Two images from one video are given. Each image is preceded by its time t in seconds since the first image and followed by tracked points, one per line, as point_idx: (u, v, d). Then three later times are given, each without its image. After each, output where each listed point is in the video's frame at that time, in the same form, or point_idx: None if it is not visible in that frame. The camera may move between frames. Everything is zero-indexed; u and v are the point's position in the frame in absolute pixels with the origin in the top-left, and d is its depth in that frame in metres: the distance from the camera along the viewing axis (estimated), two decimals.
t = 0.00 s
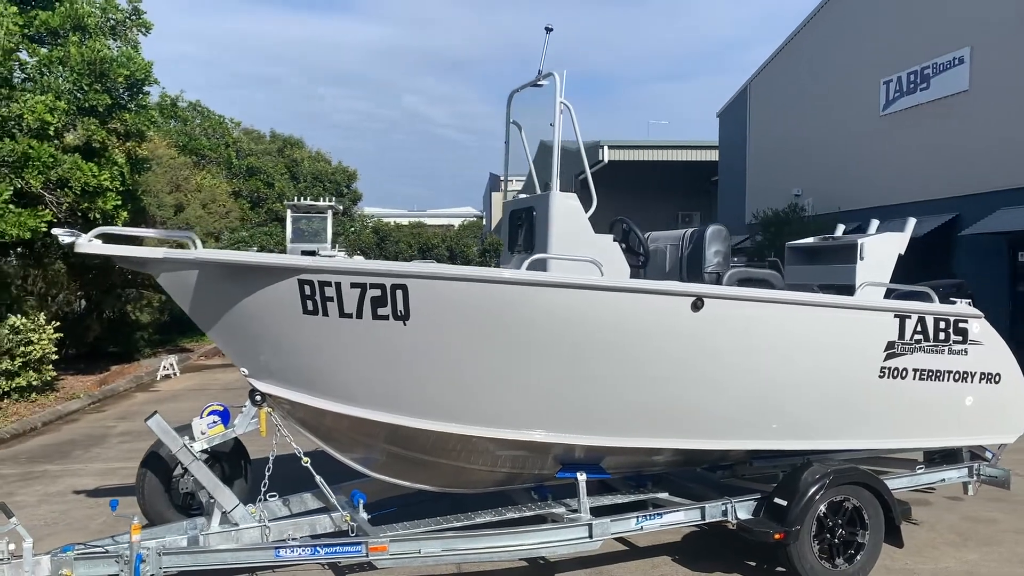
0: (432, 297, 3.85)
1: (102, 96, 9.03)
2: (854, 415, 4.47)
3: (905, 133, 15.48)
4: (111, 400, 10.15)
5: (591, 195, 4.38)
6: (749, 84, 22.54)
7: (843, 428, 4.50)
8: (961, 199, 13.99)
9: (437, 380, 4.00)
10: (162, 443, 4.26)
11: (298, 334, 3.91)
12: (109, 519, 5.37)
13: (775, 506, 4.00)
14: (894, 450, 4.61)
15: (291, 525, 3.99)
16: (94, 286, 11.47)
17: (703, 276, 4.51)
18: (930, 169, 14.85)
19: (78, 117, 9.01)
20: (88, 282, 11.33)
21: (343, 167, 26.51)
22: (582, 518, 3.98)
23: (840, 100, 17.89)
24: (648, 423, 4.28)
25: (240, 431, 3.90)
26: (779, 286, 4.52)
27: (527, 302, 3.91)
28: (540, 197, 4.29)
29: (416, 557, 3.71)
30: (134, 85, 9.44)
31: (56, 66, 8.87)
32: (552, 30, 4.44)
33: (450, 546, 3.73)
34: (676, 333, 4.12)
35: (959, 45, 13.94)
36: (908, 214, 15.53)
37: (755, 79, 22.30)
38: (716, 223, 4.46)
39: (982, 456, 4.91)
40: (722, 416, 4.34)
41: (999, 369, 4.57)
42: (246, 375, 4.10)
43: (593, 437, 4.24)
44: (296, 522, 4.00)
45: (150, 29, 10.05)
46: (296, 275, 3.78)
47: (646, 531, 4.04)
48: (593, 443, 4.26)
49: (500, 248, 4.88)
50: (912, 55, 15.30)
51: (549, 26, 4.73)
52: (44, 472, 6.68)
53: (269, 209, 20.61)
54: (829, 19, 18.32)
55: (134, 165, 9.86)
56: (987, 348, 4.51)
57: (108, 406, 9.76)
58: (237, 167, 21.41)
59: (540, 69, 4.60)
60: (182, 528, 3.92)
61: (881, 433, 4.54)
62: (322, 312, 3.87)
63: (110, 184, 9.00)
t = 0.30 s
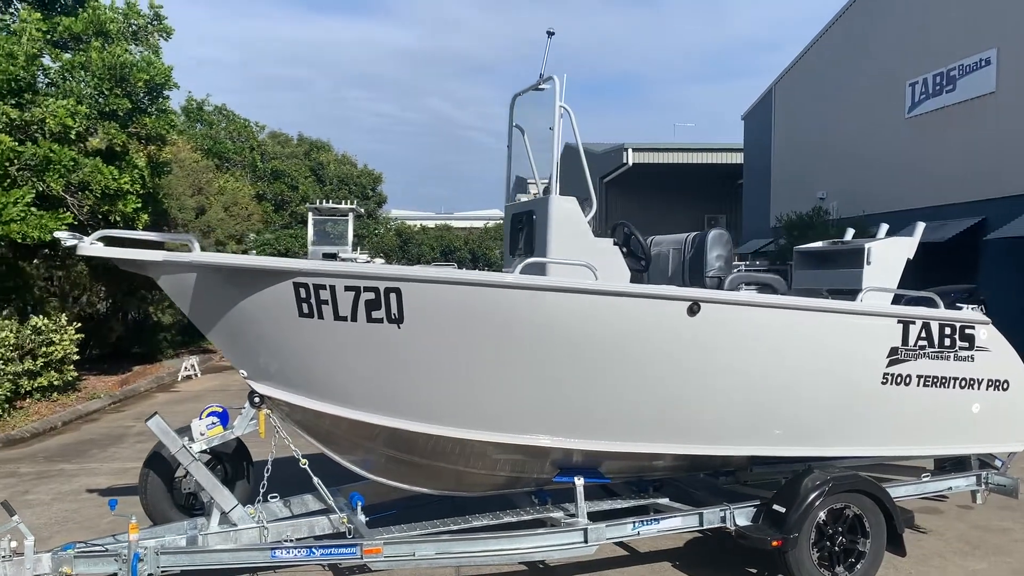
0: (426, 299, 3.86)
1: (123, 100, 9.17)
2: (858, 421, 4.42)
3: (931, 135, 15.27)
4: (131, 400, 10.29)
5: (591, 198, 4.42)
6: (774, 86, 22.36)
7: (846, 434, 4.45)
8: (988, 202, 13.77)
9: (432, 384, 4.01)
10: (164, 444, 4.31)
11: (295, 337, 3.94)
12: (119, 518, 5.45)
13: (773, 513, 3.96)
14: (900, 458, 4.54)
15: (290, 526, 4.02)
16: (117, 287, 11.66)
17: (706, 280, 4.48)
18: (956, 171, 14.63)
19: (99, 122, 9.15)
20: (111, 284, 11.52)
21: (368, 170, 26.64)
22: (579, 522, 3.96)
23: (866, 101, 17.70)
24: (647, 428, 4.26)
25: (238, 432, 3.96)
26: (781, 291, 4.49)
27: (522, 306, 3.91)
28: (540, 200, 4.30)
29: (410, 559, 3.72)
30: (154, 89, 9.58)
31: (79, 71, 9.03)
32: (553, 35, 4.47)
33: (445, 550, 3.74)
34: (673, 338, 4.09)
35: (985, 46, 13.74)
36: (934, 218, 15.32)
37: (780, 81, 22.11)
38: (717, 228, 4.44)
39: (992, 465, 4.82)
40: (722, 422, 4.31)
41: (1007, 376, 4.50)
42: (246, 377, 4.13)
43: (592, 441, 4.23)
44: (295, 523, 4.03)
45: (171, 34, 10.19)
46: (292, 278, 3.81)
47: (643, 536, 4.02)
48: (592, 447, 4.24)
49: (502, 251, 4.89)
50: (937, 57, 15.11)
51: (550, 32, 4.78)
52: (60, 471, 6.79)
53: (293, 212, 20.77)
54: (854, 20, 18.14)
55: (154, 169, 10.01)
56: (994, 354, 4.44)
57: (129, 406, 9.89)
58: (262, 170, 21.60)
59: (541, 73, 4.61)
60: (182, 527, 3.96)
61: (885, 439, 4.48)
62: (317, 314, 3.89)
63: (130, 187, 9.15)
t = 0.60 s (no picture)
0: (418, 300, 3.87)
1: (142, 103, 9.27)
2: (859, 426, 4.37)
3: (958, 137, 15.04)
4: (151, 399, 10.42)
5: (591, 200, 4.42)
6: (800, 87, 22.15)
7: (848, 438, 4.40)
8: (1014, 205, 13.54)
9: (426, 385, 4.02)
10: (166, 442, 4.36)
11: (291, 337, 3.97)
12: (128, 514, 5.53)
13: (770, 518, 3.93)
14: (903, 463, 4.48)
15: (287, 524, 4.06)
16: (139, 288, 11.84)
17: (706, 282, 4.45)
18: (983, 174, 14.40)
19: (119, 125, 9.26)
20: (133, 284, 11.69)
21: (393, 172, 26.73)
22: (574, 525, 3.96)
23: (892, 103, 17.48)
24: (646, 431, 4.25)
25: (237, 431, 4.01)
26: (782, 294, 4.45)
27: (514, 309, 3.90)
28: (539, 203, 4.31)
29: (403, 560, 3.74)
30: (173, 92, 9.69)
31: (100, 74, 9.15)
32: (554, 37, 4.47)
33: (437, 550, 3.75)
34: (668, 341, 4.06)
35: (1012, 47, 13.52)
36: (960, 220, 15.09)
37: (805, 83, 21.90)
38: (718, 231, 4.42)
39: (1000, 471, 4.74)
40: (721, 426, 4.28)
41: (1013, 381, 4.42)
42: (245, 377, 4.17)
43: (589, 443, 4.22)
44: (292, 522, 4.07)
45: (191, 37, 10.29)
46: (286, 279, 3.83)
47: (638, 540, 4.01)
48: (589, 450, 4.23)
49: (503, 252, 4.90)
50: (964, 57, 14.89)
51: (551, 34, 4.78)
52: (75, 468, 6.90)
53: (317, 213, 20.90)
54: (880, 20, 17.92)
55: (173, 171, 10.13)
56: (1000, 359, 4.36)
57: (148, 404, 10.02)
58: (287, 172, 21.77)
59: (542, 74, 4.60)
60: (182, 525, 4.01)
61: (887, 444, 4.43)
62: (311, 315, 3.91)
63: (150, 188, 9.28)
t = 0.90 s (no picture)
0: (415, 299, 3.89)
1: (166, 104, 9.41)
2: (863, 427, 4.32)
3: (989, 134, 14.78)
4: (176, 396, 10.57)
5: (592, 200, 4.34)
6: (829, 85, 21.90)
7: (853, 441, 4.35)
8: None
9: (425, 384, 4.04)
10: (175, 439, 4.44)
11: (291, 336, 4.00)
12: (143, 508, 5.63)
13: (771, 520, 3.90)
14: (912, 466, 4.42)
15: (290, 521, 4.10)
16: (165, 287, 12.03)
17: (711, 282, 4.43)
18: (1016, 172, 14.13)
19: (144, 126, 9.40)
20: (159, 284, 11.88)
21: (421, 172, 26.83)
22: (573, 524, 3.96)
23: (922, 100, 17.21)
24: (647, 432, 4.23)
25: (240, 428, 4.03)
26: (788, 295, 4.41)
27: (511, 308, 3.91)
28: (542, 203, 4.32)
29: (402, 557, 3.76)
30: (197, 93, 9.83)
31: (125, 76, 9.30)
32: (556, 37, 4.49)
33: (435, 548, 3.77)
34: (667, 341, 4.04)
35: None
36: (992, 220, 14.83)
37: (835, 80, 21.64)
38: (722, 230, 4.39)
39: (1013, 475, 4.65)
40: (723, 427, 4.26)
41: None
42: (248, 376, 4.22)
43: (589, 443, 4.22)
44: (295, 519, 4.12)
45: (215, 39, 10.43)
46: (284, 278, 3.87)
47: (638, 540, 3.99)
48: (590, 450, 4.23)
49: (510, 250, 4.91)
50: (996, 53, 14.63)
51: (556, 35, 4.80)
52: (97, 463, 7.03)
53: (344, 213, 21.06)
54: (911, 16, 17.65)
55: (197, 171, 10.27)
56: (1010, 361, 4.28)
57: (172, 402, 10.16)
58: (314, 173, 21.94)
59: (546, 73, 4.60)
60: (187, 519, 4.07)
61: (894, 446, 4.37)
62: (310, 314, 3.95)
63: (173, 188, 9.43)
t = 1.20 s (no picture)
0: (408, 298, 3.91)
1: (184, 105, 9.53)
2: (863, 427, 4.28)
3: (1017, 129, 14.54)
4: (196, 393, 10.70)
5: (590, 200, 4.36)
6: (855, 81, 21.66)
7: (853, 441, 4.31)
8: None
9: (421, 382, 4.07)
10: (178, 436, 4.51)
11: (288, 333, 4.04)
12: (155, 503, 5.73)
13: (767, 519, 3.87)
14: (915, 466, 4.37)
15: (289, 517, 4.15)
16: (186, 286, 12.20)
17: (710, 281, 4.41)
18: None
19: (163, 127, 9.53)
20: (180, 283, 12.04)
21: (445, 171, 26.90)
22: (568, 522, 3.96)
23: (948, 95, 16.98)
24: (644, 431, 4.22)
25: (240, 425, 4.10)
26: (789, 293, 4.38)
27: (504, 307, 3.92)
28: (540, 203, 4.33)
29: (397, 553, 3.79)
30: (215, 94, 9.95)
31: (144, 77, 9.44)
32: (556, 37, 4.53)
33: (429, 545, 3.79)
34: (662, 341, 4.03)
35: None
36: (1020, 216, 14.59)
37: (861, 76, 21.40)
38: (722, 228, 4.37)
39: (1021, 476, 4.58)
40: (721, 426, 4.24)
41: None
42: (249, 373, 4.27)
43: (586, 441, 4.22)
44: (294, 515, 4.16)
45: (234, 40, 10.54)
46: (280, 277, 3.90)
47: (634, 539, 3.99)
48: (587, 448, 4.23)
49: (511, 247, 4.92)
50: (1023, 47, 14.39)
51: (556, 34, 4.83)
52: (114, 459, 7.15)
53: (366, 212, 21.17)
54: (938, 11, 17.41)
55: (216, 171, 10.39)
56: (1015, 360, 4.22)
57: (192, 399, 10.28)
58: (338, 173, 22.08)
59: (546, 72, 4.61)
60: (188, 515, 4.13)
61: (895, 446, 4.32)
62: (306, 312, 3.98)
63: (192, 188, 9.57)
